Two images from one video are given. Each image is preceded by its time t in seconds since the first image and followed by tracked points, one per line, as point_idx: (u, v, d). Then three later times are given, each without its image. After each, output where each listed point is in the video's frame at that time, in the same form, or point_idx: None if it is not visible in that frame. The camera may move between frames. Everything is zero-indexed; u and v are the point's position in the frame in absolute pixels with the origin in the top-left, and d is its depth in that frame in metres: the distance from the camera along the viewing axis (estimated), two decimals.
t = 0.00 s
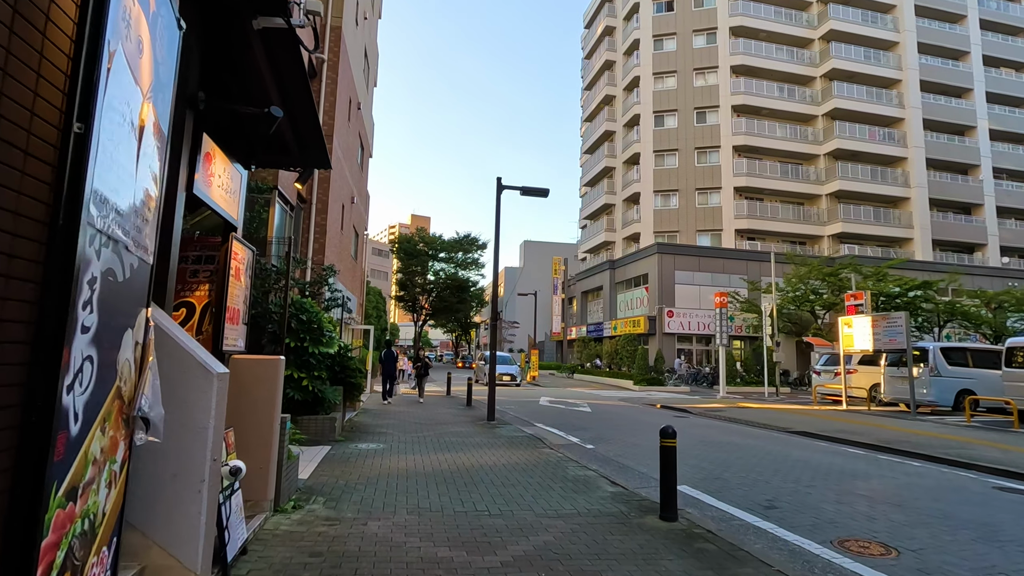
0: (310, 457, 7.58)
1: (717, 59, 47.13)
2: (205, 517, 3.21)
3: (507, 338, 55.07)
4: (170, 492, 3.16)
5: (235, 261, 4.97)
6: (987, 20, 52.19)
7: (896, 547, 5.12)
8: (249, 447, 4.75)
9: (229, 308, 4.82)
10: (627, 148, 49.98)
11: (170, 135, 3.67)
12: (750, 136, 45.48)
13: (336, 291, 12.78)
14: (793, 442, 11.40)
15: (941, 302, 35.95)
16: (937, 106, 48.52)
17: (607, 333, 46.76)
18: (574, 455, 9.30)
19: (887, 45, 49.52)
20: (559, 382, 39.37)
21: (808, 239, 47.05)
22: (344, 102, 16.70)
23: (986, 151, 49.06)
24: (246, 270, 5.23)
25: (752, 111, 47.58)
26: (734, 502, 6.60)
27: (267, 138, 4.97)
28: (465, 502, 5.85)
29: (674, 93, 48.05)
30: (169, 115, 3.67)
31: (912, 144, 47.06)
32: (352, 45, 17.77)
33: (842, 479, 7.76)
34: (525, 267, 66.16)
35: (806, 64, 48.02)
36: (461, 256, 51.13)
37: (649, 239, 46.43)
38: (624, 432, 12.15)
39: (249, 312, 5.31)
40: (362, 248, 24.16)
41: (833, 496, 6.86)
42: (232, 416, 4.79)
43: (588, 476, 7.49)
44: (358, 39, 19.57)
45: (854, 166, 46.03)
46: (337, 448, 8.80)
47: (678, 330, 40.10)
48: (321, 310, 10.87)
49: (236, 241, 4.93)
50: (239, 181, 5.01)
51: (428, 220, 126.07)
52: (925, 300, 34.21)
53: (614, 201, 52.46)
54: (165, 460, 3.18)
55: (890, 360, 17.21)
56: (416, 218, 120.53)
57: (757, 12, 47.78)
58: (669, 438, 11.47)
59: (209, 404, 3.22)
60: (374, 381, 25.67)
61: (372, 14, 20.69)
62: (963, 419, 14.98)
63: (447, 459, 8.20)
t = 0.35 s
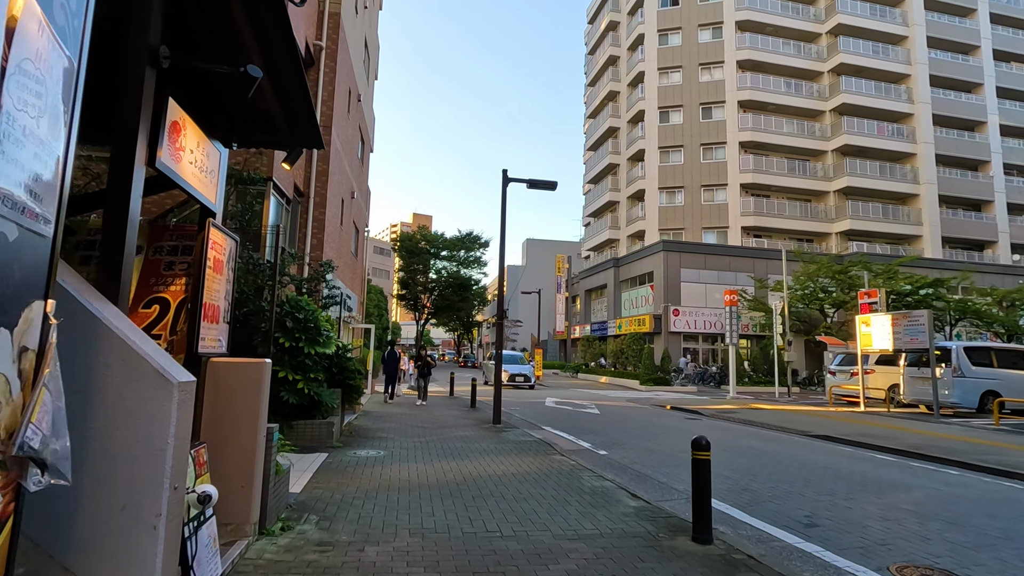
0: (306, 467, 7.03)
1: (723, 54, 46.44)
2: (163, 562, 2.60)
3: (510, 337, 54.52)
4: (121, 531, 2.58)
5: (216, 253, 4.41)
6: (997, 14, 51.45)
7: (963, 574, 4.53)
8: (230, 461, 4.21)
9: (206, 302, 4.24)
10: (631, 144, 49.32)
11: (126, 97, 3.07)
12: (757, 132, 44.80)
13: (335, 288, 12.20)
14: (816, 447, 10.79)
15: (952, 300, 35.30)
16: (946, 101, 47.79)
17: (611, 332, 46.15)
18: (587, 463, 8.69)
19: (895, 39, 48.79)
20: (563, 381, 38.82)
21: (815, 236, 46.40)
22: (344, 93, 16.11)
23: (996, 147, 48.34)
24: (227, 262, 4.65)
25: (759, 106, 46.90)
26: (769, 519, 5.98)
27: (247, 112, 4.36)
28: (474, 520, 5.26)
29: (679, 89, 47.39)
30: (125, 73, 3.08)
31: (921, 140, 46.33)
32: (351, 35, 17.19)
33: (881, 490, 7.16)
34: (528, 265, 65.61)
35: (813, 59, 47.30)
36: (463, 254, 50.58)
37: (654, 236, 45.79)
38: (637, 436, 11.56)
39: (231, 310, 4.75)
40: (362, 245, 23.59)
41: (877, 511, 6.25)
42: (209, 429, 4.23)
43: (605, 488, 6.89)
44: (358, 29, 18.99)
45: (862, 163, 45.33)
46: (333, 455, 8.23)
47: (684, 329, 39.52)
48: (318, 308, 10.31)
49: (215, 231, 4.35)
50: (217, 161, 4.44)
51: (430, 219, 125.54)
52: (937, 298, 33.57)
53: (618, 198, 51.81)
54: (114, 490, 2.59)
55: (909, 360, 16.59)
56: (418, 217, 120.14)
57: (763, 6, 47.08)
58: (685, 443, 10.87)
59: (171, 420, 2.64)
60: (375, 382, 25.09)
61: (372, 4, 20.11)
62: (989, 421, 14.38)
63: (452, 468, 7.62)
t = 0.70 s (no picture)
0: (307, 474, 6.46)
1: (731, 48, 45.73)
2: None
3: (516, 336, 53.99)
4: (57, 569, 2.01)
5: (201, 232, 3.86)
6: (1011, 6, 50.57)
7: None
8: (215, 472, 3.66)
9: (189, 287, 3.69)
10: (638, 141, 48.64)
11: (78, 31, 2.51)
12: (767, 127, 44.03)
13: (338, 283, 11.66)
14: (847, 449, 10.18)
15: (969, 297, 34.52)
16: (959, 94, 46.95)
17: (618, 331, 45.51)
18: (607, 468, 8.11)
19: (907, 32, 47.96)
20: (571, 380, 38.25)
21: (826, 233, 45.65)
22: (347, 82, 15.58)
23: (1011, 141, 47.46)
24: (214, 241, 4.09)
25: (768, 101, 46.15)
26: (817, 531, 5.39)
27: (234, 66, 3.92)
28: (491, 535, 4.69)
29: (687, 84, 46.72)
30: None
31: (934, 134, 45.49)
32: (355, 23, 16.65)
33: (932, 498, 6.56)
34: (534, 264, 65.06)
35: (824, 53, 46.51)
36: (468, 253, 50.09)
37: (662, 234, 45.12)
38: (657, 438, 10.96)
39: (220, 297, 4.20)
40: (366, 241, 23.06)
41: (933, 521, 5.68)
42: (191, 435, 3.67)
43: (632, 498, 6.29)
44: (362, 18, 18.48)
45: (874, 158, 44.54)
46: (336, 459, 7.70)
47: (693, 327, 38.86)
48: (320, 303, 9.76)
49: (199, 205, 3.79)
50: (201, 127, 3.89)
51: (434, 218, 125.01)
52: (954, 295, 32.84)
53: (625, 195, 51.15)
54: (50, 517, 2.03)
55: (934, 358, 15.96)
56: (422, 217, 119.60)
57: None
58: (708, 445, 10.27)
59: (124, 425, 2.08)
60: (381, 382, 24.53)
61: None
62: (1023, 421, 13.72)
63: (464, 474, 7.05)
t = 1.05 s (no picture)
0: (304, 485, 5.93)
1: (736, 41, 45.11)
2: None
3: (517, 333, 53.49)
4: None
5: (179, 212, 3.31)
6: None
7: None
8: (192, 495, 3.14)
9: (164, 277, 3.15)
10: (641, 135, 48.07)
11: None
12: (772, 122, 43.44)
13: (338, 277, 11.12)
14: (875, 453, 9.66)
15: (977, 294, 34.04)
16: (967, 89, 46.39)
17: (621, 327, 44.99)
18: (625, 474, 7.58)
19: (914, 26, 47.35)
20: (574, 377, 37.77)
21: (831, 229, 45.10)
22: (347, 69, 15.01)
23: (1018, 136, 46.95)
24: (196, 225, 3.54)
25: (773, 95, 45.54)
26: (870, 551, 4.84)
27: (218, 22, 3.38)
28: (511, 559, 4.17)
29: (691, 77, 46.10)
30: None
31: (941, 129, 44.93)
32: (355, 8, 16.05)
33: (983, 510, 6.03)
34: (535, 260, 64.52)
35: (830, 46, 45.89)
36: (469, 249, 49.51)
37: (665, 230, 44.59)
38: (673, 441, 10.45)
39: (203, 289, 3.66)
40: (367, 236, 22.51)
41: (993, 537, 5.17)
42: (164, 450, 3.14)
43: (659, 511, 5.75)
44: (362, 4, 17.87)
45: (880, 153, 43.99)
46: (336, 465, 7.24)
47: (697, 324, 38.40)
48: (319, 298, 9.22)
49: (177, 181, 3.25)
50: (177, 92, 3.35)
51: (434, 215, 124.26)
52: (962, 292, 32.43)
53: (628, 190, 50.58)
54: None
55: (953, 356, 15.46)
56: (422, 213, 118.93)
57: None
58: (728, 448, 9.74)
59: (50, 457, 1.55)
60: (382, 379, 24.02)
61: None
62: None
63: (475, 482, 6.52)
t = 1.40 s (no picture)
0: (294, 502, 5.33)
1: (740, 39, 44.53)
2: None
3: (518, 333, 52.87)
4: None
5: (133, 180, 2.71)
6: None
7: None
8: (143, 527, 2.63)
9: (108, 263, 2.55)
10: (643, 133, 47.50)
11: None
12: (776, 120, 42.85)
13: (335, 275, 10.50)
14: (906, 461, 9.06)
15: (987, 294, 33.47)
16: (973, 86, 45.84)
17: (624, 328, 44.35)
18: (645, 486, 6.97)
19: (919, 23, 46.81)
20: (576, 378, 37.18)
21: (836, 229, 44.22)
22: (345, 58, 14.38)
23: None
24: (157, 198, 2.93)
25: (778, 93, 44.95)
26: None
27: None
28: None
29: (694, 75, 45.50)
30: None
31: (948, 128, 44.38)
32: None
33: None
34: (536, 260, 63.91)
35: (835, 44, 45.32)
36: (468, 249, 48.85)
37: (668, 229, 43.99)
38: (690, 448, 9.86)
39: (168, 280, 3.07)
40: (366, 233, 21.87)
41: None
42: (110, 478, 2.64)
43: (691, 531, 5.16)
44: None
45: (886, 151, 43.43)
46: (330, 477, 6.66)
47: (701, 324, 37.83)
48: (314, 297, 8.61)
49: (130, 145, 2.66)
50: (133, 45, 2.91)
51: (433, 215, 123.56)
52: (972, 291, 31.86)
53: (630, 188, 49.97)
54: None
55: (975, 358, 14.88)
56: (421, 213, 118.26)
57: None
58: (749, 456, 9.13)
59: None
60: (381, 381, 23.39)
61: None
62: None
63: (487, 496, 5.94)
